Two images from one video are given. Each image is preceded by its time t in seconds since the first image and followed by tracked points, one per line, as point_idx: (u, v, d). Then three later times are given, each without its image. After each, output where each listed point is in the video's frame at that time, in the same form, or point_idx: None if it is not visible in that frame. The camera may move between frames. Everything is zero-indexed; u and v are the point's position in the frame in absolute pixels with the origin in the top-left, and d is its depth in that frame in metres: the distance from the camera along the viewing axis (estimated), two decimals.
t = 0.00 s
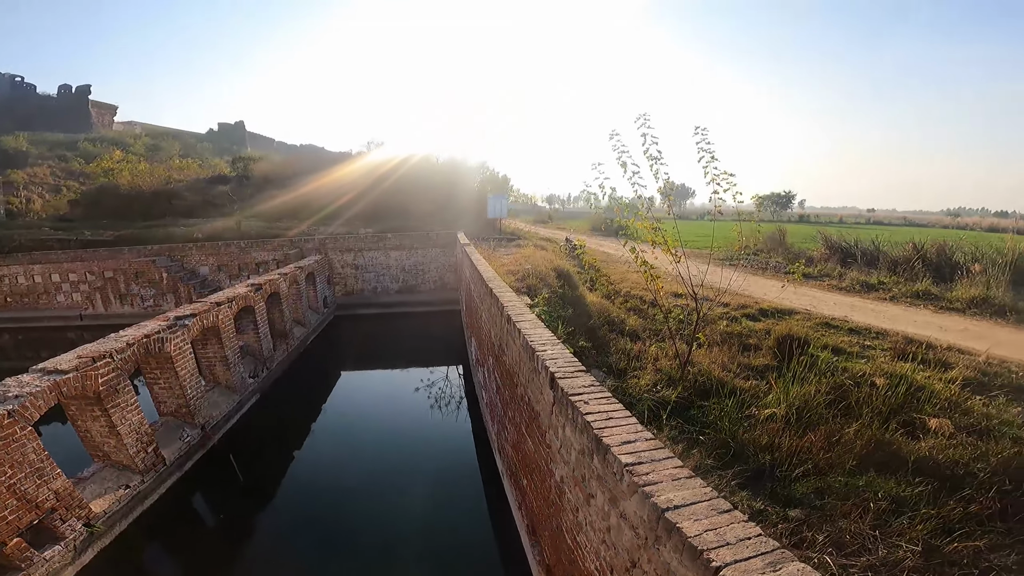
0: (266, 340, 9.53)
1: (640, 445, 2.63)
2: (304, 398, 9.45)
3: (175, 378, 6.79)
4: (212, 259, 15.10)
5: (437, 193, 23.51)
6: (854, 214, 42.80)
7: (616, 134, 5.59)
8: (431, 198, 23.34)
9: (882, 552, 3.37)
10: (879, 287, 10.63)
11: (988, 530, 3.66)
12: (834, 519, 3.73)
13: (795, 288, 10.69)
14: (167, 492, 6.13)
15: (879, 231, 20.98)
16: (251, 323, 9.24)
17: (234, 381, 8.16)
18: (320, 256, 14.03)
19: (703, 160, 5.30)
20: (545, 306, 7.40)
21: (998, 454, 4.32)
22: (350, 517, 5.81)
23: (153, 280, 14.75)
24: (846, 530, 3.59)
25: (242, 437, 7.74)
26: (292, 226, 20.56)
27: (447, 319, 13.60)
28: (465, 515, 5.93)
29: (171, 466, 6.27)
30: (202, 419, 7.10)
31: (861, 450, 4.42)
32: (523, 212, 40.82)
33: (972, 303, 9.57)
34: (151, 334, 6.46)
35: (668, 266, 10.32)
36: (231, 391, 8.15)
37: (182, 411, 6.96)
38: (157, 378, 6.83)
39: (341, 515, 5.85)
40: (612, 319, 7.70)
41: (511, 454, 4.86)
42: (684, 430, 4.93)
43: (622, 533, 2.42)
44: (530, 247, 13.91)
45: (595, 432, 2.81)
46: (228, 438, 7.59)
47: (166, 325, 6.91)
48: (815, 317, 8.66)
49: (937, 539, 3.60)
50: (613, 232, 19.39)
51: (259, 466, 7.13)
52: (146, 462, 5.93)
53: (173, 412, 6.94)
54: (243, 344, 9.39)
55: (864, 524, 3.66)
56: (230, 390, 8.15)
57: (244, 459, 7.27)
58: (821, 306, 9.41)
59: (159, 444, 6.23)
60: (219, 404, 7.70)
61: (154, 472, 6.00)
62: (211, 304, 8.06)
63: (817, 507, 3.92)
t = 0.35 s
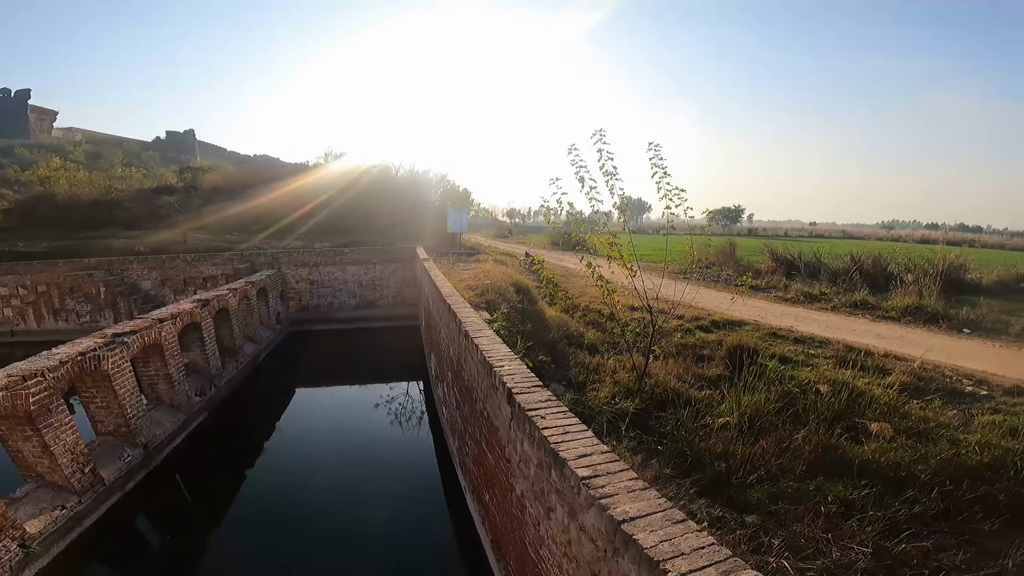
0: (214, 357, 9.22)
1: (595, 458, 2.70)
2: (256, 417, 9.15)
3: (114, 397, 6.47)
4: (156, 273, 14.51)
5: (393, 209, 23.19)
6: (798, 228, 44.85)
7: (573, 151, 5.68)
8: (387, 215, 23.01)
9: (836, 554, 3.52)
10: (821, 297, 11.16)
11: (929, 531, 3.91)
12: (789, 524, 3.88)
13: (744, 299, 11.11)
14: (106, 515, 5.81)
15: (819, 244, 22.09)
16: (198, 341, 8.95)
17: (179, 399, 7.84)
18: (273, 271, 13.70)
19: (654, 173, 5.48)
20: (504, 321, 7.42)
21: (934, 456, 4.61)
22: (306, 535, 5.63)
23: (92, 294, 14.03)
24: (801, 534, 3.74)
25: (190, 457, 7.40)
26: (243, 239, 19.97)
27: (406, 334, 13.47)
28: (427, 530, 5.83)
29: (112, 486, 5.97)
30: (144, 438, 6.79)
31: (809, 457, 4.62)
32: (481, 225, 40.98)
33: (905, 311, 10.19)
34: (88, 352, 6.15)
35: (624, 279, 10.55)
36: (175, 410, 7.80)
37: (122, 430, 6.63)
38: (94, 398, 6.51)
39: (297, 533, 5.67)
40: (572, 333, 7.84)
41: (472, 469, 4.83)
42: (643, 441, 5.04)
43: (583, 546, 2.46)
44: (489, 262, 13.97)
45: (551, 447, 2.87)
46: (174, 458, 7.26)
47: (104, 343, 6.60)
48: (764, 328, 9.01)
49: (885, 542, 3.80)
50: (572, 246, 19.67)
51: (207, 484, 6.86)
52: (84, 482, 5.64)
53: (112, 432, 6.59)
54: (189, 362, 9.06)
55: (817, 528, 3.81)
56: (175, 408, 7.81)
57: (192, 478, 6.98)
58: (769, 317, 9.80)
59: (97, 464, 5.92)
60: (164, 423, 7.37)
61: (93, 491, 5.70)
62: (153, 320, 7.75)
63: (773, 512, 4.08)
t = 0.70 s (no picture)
0: (149, 373, 8.75)
1: (553, 469, 2.73)
2: (196, 433, 8.72)
3: (39, 415, 6.03)
4: (85, 285, 13.63)
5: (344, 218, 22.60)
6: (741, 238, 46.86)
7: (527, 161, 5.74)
8: (337, 225, 22.42)
9: (789, 553, 3.67)
10: (762, 305, 11.69)
11: (869, 528, 4.14)
12: (742, 525, 4.02)
13: (691, 307, 11.49)
14: (34, 538, 5.38)
15: (759, 254, 23.15)
16: (131, 356, 8.47)
17: (111, 416, 7.38)
18: (215, 283, 13.14)
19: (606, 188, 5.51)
20: (459, 332, 7.39)
21: (871, 455, 4.90)
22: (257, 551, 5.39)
23: (10, 308, 13.02)
24: (754, 534, 3.89)
25: (126, 477, 6.96)
26: (182, 248, 19.07)
27: (358, 347, 13.19)
28: (383, 545, 5.69)
29: (41, 507, 5.57)
30: (73, 458, 6.35)
31: (756, 459, 4.81)
32: (433, 236, 40.72)
33: (838, 316, 10.81)
34: (9, 368, 5.71)
35: (577, 289, 10.73)
36: (107, 428, 7.34)
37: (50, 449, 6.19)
38: (17, 416, 6.04)
39: (246, 551, 5.42)
40: (526, 344, 7.89)
41: (431, 481, 4.76)
42: (599, 448, 5.11)
43: (545, 556, 2.48)
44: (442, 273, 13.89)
45: (509, 459, 2.88)
46: (107, 477, 6.81)
47: (27, 358, 6.15)
48: (710, 335, 9.35)
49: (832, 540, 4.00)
50: (524, 257, 19.84)
51: (146, 504, 6.47)
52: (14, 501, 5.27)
53: (38, 451, 6.14)
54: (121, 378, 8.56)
55: (767, 528, 3.97)
56: (106, 427, 7.34)
57: (128, 498, 6.57)
58: (714, 325, 10.18)
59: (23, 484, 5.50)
60: (95, 442, 6.92)
61: (23, 511, 5.32)
62: (82, 335, 7.29)
63: (726, 514, 4.21)
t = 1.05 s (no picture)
0: (70, 389, 8.14)
1: (508, 476, 2.76)
2: (125, 450, 8.20)
3: None
4: None
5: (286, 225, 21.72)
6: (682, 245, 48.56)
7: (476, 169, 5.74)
8: (278, 232, 21.53)
9: (738, 551, 3.84)
10: (702, 309, 12.16)
11: (809, 523, 4.40)
12: (693, 524, 4.17)
13: (636, 312, 11.81)
14: None
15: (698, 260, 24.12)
16: (48, 370, 7.86)
17: (31, 432, 6.81)
18: (144, 292, 12.41)
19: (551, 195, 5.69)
20: (407, 342, 7.29)
21: (807, 452, 5.20)
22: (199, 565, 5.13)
23: None
24: (705, 533, 4.04)
25: (51, 497, 6.44)
26: (105, 253, 17.85)
27: (303, 357, 12.79)
28: (337, 553, 5.52)
29: None
30: None
31: (701, 458, 5.01)
32: (380, 242, 40.04)
33: (771, 319, 11.38)
34: None
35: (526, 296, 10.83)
36: (26, 445, 6.75)
37: None
38: None
39: (187, 564, 5.15)
40: (477, 351, 7.89)
41: (383, 492, 4.68)
42: (552, 453, 5.18)
43: (504, 563, 2.50)
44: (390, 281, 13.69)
45: (463, 468, 2.88)
46: (28, 495, 6.28)
47: None
48: (655, 339, 9.64)
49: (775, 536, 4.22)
50: (473, 264, 19.84)
51: (74, 522, 6.02)
52: None
53: None
54: (38, 395, 7.90)
55: (716, 526, 4.14)
56: (25, 444, 6.76)
57: (53, 515, 6.09)
58: (659, 329, 10.51)
59: None
60: (14, 459, 6.36)
61: None
62: None
63: (677, 513, 4.36)
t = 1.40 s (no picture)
0: None
1: (462, 479, 2.77)
2: (52, 464, 7.63)
3: None
4: None
5: (229, 227, 20.53)
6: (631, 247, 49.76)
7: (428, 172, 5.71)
8: (221, 233, 20.28)
9: (692, 546, 3.97)
10: (651, 310, 12.51)
11: (755, 516, 4.60)
12: (648, 521, 4.28)
13: (587, 314, 12.03)
14: None
15: (645, 263, 24.79)
16: None
17: None
18: (69, 298, 11.60)
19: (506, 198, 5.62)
20: (358, 347, 7.14)
21: (751, 448, 5.44)
22: None
23: None
24: (660, 529, 4.15)
25: None
26: (24, 256, 16.60)
27: (247, 365, 12.32)
28: (291, 561, 5.35)
29: None
30: None
31: (652, 456, 5.14)
32: (328, 245, 39.09)
33: (714, 319, 11.81)
34: None
35: (478, 300, 10.83)
36: None
37: None
38: None
39: None
40: (429, 356, 7.83)
41: (337, 500, 4.57)
42: (508, 455, 5.21)
43: (462, 566, 2.50)
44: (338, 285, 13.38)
45: (417, 473, 2.86)
46: None
47: None
48: (606, 340, 9.84)
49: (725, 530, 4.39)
50: (425, 267, 19.66)
51: None
52: None
53: None
54: None
55: (670, 522, 4.26)
56: None
57: None
58: (609, 330, 10.74)
59: None
60: None
61: None
62: None
63: (632, 511, 4.46)
